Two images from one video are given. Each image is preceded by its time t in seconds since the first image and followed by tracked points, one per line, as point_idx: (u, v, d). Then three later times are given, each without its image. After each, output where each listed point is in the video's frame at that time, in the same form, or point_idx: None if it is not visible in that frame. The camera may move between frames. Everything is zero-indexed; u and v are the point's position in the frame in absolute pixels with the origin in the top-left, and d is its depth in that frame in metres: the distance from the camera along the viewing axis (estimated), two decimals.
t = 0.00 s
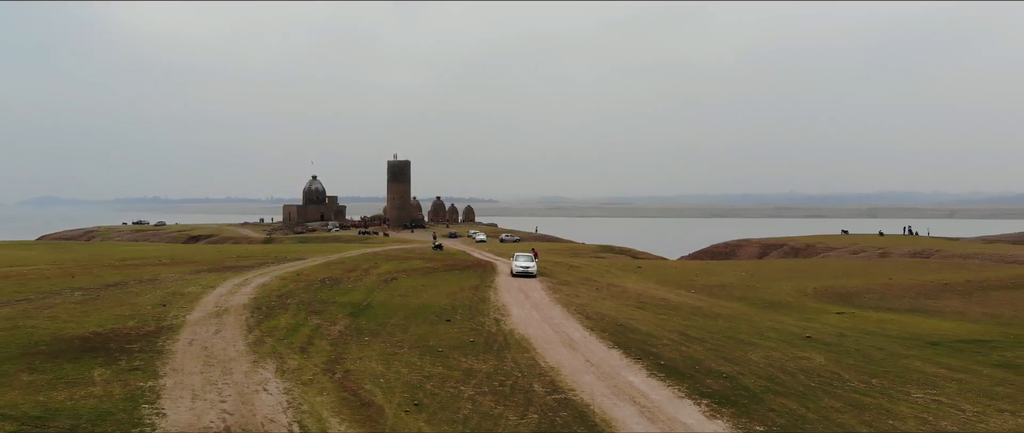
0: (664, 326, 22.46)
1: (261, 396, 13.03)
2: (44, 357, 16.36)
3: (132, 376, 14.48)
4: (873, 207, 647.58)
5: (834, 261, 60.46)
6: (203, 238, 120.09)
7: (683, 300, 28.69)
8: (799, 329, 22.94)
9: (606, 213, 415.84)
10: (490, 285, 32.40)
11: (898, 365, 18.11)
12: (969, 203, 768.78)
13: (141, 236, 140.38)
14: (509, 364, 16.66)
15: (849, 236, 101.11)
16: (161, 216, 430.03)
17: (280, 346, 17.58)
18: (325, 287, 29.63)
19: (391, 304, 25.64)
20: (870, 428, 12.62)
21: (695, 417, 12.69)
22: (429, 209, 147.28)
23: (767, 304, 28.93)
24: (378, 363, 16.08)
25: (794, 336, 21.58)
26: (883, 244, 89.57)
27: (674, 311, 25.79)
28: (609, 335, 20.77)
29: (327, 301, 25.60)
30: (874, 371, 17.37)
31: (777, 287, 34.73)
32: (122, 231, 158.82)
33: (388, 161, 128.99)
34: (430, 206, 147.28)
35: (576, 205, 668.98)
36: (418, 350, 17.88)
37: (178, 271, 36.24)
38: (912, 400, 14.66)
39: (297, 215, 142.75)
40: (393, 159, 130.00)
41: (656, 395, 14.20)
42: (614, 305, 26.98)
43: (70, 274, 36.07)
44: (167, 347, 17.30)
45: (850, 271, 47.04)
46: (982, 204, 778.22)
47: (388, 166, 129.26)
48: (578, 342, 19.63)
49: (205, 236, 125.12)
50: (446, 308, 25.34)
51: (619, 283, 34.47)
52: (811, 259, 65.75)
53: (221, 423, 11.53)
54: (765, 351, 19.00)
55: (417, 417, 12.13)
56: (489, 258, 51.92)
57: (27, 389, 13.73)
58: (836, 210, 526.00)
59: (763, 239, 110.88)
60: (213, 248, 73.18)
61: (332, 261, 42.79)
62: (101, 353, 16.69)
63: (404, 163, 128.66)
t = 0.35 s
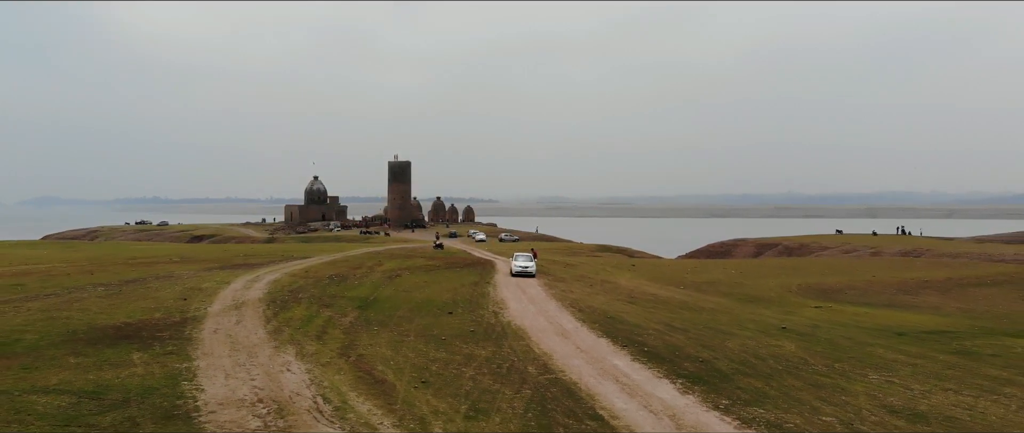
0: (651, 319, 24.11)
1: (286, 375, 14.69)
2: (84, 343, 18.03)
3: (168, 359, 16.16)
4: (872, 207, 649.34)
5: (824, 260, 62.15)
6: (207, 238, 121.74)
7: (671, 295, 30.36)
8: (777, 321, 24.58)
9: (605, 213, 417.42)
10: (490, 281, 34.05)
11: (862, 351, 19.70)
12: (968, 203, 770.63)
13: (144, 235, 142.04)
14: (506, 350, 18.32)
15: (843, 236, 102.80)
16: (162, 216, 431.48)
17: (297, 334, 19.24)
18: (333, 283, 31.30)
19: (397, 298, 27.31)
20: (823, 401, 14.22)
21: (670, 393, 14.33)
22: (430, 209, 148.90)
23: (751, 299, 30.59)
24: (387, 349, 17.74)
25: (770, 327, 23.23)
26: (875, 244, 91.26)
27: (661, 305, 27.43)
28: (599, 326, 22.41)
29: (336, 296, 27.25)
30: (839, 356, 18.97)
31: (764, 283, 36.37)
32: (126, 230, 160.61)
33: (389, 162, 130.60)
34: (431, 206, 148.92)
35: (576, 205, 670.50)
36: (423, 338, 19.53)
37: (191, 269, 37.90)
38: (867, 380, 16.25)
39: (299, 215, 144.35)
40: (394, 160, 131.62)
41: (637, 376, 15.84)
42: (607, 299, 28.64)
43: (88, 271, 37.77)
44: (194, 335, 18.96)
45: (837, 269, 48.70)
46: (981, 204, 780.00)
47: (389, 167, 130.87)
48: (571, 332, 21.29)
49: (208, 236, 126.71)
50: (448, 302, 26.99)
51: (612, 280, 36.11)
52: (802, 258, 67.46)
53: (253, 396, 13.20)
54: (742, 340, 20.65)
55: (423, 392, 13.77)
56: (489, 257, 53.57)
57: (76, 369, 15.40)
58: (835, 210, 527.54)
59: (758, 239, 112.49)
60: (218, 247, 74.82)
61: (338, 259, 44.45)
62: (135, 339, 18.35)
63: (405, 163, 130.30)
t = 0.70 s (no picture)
0: (640, 312, 25.78)
1: (306, 358, 16.38)
2: (119, 331, 19.73)
3: (197, 345, 17.84)
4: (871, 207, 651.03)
5: (815, 259, 63.79)
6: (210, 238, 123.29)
7: (661, 291, 32.03)
8: (758, 314, 26.23)
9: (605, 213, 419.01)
10: (490, 279, 35.73)
11: (831, 339, 21.40)
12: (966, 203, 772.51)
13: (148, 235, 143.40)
14: (504, 338, 20.01)
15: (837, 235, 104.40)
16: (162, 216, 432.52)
17: (312, 324, 20.93)
18: (341, 279, 32.97)
19: (402, 294, 28.99)
20: (786, 380, 15.94)
21: (650, 374, 16.01)
22: (430, 209, 150.42)
23: (737, 294, 32.27)
24: (396, 337, 19.42)
25: (750, 320, 24.90)
26: (868, 243, 92.86)
27: (651, 300, 29.09)
28: (590, 318, 24.09)
29: (345, 291, 28.92)
30: (809, 344, 20.65)
31: (751, 280, 38.05)
32: (130, 230, 162.39)
33: (391, 163, 132.13)
34: (431, 206, 150.48)
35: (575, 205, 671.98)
36: (428, 328, 21.22)
37: (203, 267, 39.50)
38: (830, 363, 17.96)
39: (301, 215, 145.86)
40: (395, 161, 133.16)
41: (623, 360, 17.53)
42: (600, 295, 30.31)
43: (105, 269, 39.50)
44: (218, 325, 20.63)
45: (825, 267, 50.30)
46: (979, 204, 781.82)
47: (391, 168, 132.38)
48: (565, 323, 22.98)
49: (211, 236, 128.18)
50: (450, 296, 28.68)
51: (606, 277, 37.77)
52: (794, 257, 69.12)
53: (279, 374, 14.89)
54: (722, 331, 22.31)
55: (430, 372, 15.45)
56: (489, 256, 55.18)
57: (117, 354, 17.04)
58: (833, 210, 529.29)
59: (755, 238, 114.06)
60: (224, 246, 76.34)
61: (343, 258, 46.07)
62: (164, 328, 20.01)
63: (407, 164, 131.83)
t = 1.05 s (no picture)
0: (629, 306, 27.44)
1: (323, 344, 18.10)
2: (148, 321, 21.43)
3: (222, 333, 19.54)
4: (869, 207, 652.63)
5: (807, 257, 65.46)
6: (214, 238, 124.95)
7: (652, 288, 33.68)
8: (741, 308, 27.91)
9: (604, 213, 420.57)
10: (489, 276, 37.41)
11: (805, 330, 23.07)
12: (965, 203, 774.23)
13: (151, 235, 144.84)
14: (503, 328, 21.71)
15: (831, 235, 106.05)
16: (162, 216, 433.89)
17: (324, 316, 22.59)
18: (347, 276, 34.57)
19: (406, 289, 30.70)
20: (756, 363, 17.61)
21: (634, 358, 17.72)
22: (431, 209, 152.11)
23: (724, 290, 33.89)
24: (403, 327, 21.09)
25: (733, 313, 26.55)
26: (861, 243, 94.59)
27: (641, 295, 30.75)
28: (583, 312, 25.72)
29: (353, 287, 30.63)
30: (784, 334, 22.33)
31: (740, 278, 39.67)
32: (134, 230, 164.17)
33: (392, 164, 133.81)
34: (432, 206, 152.16)
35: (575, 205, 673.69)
36: (432, 319, 22.90)
37: (213, 265, 41.03)
38: (800, 349, 19.63)
39: (303, 215, 147.47)
40: (396, 162, 134.86)
41: (610, 347, 19.22)
42: (594, 291, 31.92)
43: (121, 267, 41.27)
44: (237, 316, 22.32)
45: (813, 266, 51.94)
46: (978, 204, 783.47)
47: (392, 168, 134.05)
48: (559, 315, 24.71)
49: (215, 236, 129.78)
50: (452, 292, 30.40)
51: (600, 274, 39.41)
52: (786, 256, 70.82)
53: (300, 357, 16.60)
54: (705, 322, 23.98)
55: (436, 356, 17.17)
56: (489, 254, 56.87)
57: (150, 341, 18.71)
58: (833, 210, 530.31)
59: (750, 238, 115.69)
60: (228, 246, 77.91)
61: (347, 256, 47.73)
62: (190, 319, 21.67)
63: (407, 165, 133.52)
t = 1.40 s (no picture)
0: (620, 301, 29.12)
1: (337, 333, 19.81)
2: (172, 313, 23.07)
3: (243, 323, 21.22)
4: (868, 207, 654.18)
5: (798, 256, 67.13)
6: (217, 237, 126.63)
7: (644, 284, 35.35)
8: (725, 302, 29.58)
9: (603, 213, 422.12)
10: (489, 273, 39.11)
11: (782, 322, 24.72)
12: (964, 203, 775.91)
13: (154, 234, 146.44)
14: (501, 320, 23.39)
15: (825, 235, 107.72)
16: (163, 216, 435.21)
17: (336, 309, 24.28)
18: (353, 273, 36.25)
19: (410, 285, 32.40)
20: (732, 350, 19.23)
21: (621, 345, 19.41)
22: (431, 210, 153.76)
23: (712, 287, 35.59)
24: (409, 319, 22.79)
25: (718, 307, 28.23)
26: (854, 242, 96.27)
27: (633, 291, 32.43)
28: (577, 306, 27.38)
29: (359, 283, 32.31)
30: (763, 325, 23.99)
31: (729, 275, 41.34)
32: (137, 230, 165.47)
33: (393, 164, 135.48)
34: (432, 206, 153.84)
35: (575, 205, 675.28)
36: (436, 312, 24.59)
37: (223, 263, 42.67)
38: (774, 338, 21.25)
39: (305, 215, 149.09)
40: (397, 162, 136.53)
41: (600, 336, 20.92)
42: (589, 287, 33.63)
43: (135, 265, 42.95)
44: (255, 308, 24.02)
45: (802, 264, 53.66)
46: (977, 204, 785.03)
47: (393, 169, 135.73)
48: (554, 308, 26.43)
49: (218, 235, 131.38)
50: (454, 288, 32.10)
51: (595, 272, 41.06)
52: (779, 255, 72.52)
53: (317, 344, 18.32)
54: (690, 315, 25.66)
55: (440, 343, 18.87)
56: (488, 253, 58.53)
57: (177, 329, 20.35)
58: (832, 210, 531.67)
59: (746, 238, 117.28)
60: (233, 245, 79.51)
61: (352, 255, 49.41)
62: (210, 311, 23.30)
63: (408, 166, 135.18)
